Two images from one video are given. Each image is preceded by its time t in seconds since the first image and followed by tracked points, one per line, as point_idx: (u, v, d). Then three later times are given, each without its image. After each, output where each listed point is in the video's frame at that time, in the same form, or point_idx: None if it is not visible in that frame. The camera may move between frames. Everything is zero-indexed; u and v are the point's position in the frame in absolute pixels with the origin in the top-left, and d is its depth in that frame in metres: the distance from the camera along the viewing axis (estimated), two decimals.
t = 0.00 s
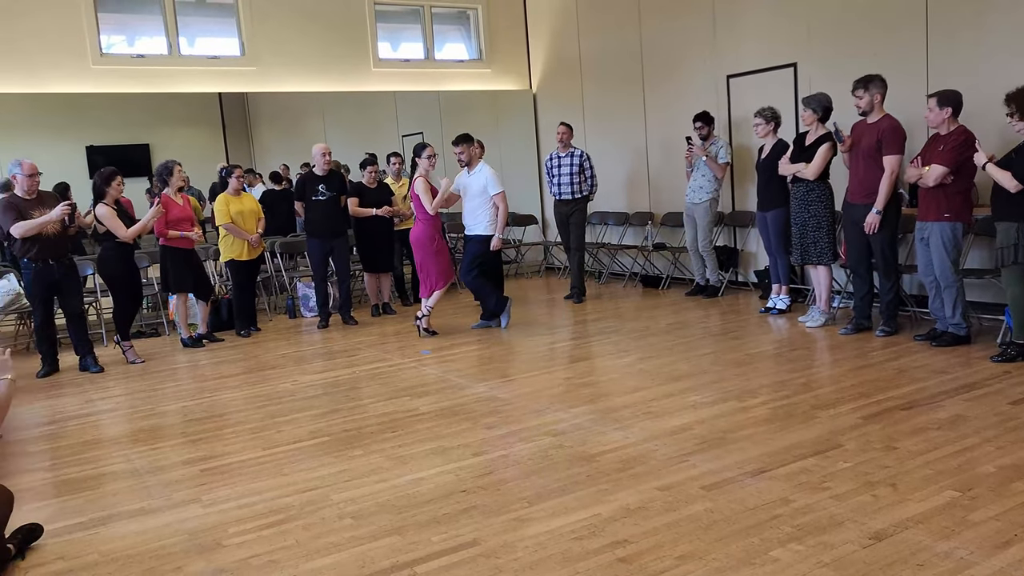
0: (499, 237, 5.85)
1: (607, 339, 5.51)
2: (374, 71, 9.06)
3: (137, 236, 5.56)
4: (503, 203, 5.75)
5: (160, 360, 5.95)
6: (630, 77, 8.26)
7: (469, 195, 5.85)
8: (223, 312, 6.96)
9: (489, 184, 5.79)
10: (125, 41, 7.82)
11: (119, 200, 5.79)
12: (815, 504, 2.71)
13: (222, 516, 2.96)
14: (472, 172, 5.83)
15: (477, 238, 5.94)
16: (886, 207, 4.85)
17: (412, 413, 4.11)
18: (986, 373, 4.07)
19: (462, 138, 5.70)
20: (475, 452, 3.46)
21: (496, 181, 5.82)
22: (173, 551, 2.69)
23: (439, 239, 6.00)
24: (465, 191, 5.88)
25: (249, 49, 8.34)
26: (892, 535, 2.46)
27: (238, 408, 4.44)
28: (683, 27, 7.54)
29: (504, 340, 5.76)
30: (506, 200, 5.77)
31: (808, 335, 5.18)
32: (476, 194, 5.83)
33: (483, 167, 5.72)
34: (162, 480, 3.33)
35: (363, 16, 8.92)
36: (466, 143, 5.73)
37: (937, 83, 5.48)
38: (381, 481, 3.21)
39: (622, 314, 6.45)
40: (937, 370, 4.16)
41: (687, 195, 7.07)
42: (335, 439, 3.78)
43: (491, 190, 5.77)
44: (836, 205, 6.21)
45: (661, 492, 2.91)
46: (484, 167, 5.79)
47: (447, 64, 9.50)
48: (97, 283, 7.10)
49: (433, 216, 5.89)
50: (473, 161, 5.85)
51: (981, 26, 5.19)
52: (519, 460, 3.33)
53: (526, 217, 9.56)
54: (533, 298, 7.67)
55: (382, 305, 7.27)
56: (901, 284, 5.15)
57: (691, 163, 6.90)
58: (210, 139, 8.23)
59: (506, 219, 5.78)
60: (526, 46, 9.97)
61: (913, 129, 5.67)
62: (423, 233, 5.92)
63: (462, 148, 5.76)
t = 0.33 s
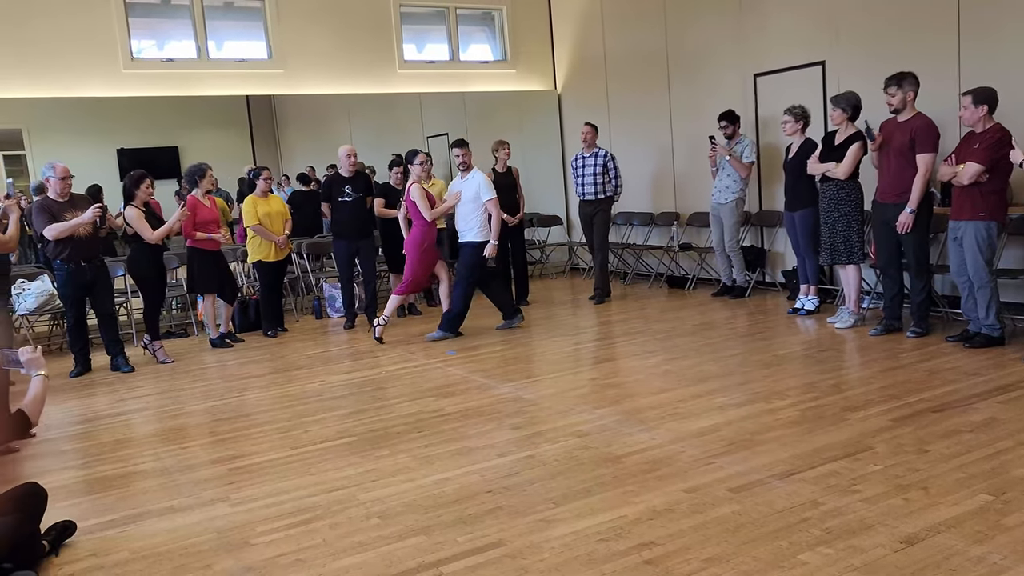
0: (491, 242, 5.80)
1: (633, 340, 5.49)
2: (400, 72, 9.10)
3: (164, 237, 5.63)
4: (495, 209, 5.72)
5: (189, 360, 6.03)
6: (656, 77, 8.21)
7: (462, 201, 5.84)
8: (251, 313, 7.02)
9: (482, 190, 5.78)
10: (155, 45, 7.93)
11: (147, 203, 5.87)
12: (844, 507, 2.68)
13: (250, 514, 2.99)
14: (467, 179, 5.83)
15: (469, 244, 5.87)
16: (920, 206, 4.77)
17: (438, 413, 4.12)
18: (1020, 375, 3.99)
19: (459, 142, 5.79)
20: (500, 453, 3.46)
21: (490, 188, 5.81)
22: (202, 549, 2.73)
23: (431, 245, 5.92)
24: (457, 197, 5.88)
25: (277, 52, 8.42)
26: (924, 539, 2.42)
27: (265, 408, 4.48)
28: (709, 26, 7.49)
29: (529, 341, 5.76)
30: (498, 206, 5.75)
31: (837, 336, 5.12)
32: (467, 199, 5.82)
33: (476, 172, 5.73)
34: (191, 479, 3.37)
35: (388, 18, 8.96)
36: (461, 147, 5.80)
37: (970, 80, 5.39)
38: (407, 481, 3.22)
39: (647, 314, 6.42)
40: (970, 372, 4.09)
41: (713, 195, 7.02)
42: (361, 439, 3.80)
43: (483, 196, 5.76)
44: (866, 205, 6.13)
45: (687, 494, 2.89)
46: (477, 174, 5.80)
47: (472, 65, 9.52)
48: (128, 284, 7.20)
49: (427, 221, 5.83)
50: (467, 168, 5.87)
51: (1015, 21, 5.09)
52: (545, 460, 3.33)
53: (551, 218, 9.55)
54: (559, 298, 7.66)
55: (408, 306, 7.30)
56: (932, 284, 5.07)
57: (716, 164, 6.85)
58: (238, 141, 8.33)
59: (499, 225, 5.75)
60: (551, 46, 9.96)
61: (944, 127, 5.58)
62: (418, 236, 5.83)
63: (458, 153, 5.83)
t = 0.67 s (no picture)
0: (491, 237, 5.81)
1: (656, 339, 5.46)
2: (423, 72, 9.13)
3: (185, 237, 5.70)
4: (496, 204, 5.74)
5: (217, 357, 6.10)
6: (681, 74, 8.16)
7: (461, 196, 5.82)
8: (276, 311, 7.08)
9: (483, 185, 5.79)
10: (181, 46, 8.01)
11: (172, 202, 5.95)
12: (872, 507, 2.65)
13: (276, 511, 3.02)
14: (466, 174, 5.81)
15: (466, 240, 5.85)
16: (952, 202, 4.70)
17: (462, 411, 4.13)
18: None
19: (458, 135, 5.73)
20: (524, 451, 3.46)
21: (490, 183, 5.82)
22: (230, 544, 2.76)
23: (415, 242, 5.92)
24: (456, 193, 5.85)
25: (302, 52, 8.47)
26: (954, 540, 2.39)
27: (291, 405, 4.52)
28: (734, 23, 7.43)
29: (553, 339, 5.75)
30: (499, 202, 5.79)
31: (865, 335, 5.06)
32: (467, 195, 5.81)
33: (478, 167, 5.73)
34: (218, 475, 3.41)
35: (411, 17, 8.98)
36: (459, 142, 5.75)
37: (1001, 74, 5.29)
38: (431, 478, 3.23)
39: (671, 313, 6.39)
40: (1001, 371, 4.02)
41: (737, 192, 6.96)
42: (385, 437, 3.82)
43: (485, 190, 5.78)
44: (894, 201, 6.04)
45: (712, 493, 2.87)
46: (479, 168, 5.80)
47: (496, 63, 9.52)
48: (156, 283, 7.29)
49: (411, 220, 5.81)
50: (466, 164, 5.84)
51: None
52: (569, 459, 3.33)
53: (574, 216, 9.53)
54: (582, 296, 7.64)
55: (432, 304, 7.33)
56: (962, 281, 4.99)
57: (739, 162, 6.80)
58: (264, 141, 8.40)
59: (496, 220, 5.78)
60: (575, 45, 9.94)
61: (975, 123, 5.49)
62: (401, 235, 5.83)
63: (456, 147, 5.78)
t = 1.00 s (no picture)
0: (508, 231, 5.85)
1: (674, 336, 5.45)
2: (440, 69, 9.14)
3: (197, 236, 5.72)
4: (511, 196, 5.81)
5: (235, 354, 6.14)
6: (699, 70, 8.11)
7: (474, 191, 5.84)
8: (295, 308, 7.12)
9: (496, 180, 5.85)
10: (200, 45, 8.06)
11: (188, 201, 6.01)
12: (892, 507, 2.63)
13: (295, 507, 3.04)
14: (478, 169, 5.86)
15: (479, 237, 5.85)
16: (975, 197, 4.64)
17: (479, 409, 4.14)
18: None
19: (467, 130, 5.81)
20: (541, 449, 3.47)
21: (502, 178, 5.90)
22: (249, 540, 2.78)
23: (418, 236, 6.02)
24: (468, 188, 5.85)
25: (319, 50, 8.50)
26: (975, 540, 2.37)
27: (308, 402, 4.55)
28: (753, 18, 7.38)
29: (570, 336, 5.75)
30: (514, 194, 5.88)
31: (885, 333, 5.02)
32: (483, 189, 5.82)
33: (493, 161, 5.80)
34: (237, 472, 3.44)
35: (428, 15, 8.99)
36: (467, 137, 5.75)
37: None
38: (448, 476, 3.24)
39: (688, 310, 6.38)
40: None
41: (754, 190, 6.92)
42: (403, 434, 3.83)
43: (501, 184, 5.86)
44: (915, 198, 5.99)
45: (730, 492, 2.86)
46: (490, 164, 5.86)
47: (512, 61, 9.52)
48: (176, 280, 7.36)
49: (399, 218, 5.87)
50: (474, 159, 5.89)
51: None
52: (586, 457, 3.33)
53: (591, 213, 9.51)
54: (599, 294, 7.63)
55: (449, 302, 7.34)
56: (984, 279, 4.93)
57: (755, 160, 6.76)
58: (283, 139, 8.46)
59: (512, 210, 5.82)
60: (592, 41, 9.91)
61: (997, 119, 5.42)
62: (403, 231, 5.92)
63: (465, 143, 5.78)
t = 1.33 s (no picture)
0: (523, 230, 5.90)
1: (680, 332, 5.44)
2: (446, 65, 9.15)
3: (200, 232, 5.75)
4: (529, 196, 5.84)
5: (242, 350, 6.17)
6: (706, 65, 8.10)
7: (492, 190, 5.83)
8: (301, 304, 7.14)
9: (514, 179, 5.85)
10: (207, 41, 8.08)
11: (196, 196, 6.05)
12: (899, 503, 2.63)
13: (303, 502, 3.06)
14: (495, 167, 5.83)
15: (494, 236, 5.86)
16: (983, 194, 4.63)
17: (485, 405, 4.15)
18: None
19: (487, 128, 5.74)
20: (548, 445, 3.48)
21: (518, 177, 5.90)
22: (258, 535, 2.80)
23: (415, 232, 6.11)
24: (483, 186, 5.85)
25: (326, 46, 8.52)
26: (981, 537, 2.37)
27: (315, 398, 4.57)
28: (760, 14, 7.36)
29: (577, 332, 5.75)
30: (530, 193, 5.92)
31: (892, 329, 5.01)
32: (501, 189, 5.82)
33: (511, 160, 5.78)
34: (245, 467, 3.46)
35: (434, 11, 9.00)
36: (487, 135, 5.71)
37: None
38: (455, 471, 3.26)
39: (694, 306, 6.38)
40: None
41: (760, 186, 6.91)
42: (410, 430, 3.84)
43: (518, 182, 5.86)
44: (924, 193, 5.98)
45: (736, 488, 2.86)
46: (508, 162, 5.85)
47: (519, 56, 9.51)
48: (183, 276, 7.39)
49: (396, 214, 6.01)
50: (490, 157, 5.86)
51: None
52: (592, 453, 3.34)
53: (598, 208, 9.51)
54: (606, 290, 7.63)
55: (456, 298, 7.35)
56: (992, 275, 4.92)
57: (761, 156, 6.74)
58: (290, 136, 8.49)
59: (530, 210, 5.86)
60: (599, 37, 9.90)
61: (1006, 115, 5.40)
62: (399, 227, 6.04)
63: (485, 141, 5.74)
